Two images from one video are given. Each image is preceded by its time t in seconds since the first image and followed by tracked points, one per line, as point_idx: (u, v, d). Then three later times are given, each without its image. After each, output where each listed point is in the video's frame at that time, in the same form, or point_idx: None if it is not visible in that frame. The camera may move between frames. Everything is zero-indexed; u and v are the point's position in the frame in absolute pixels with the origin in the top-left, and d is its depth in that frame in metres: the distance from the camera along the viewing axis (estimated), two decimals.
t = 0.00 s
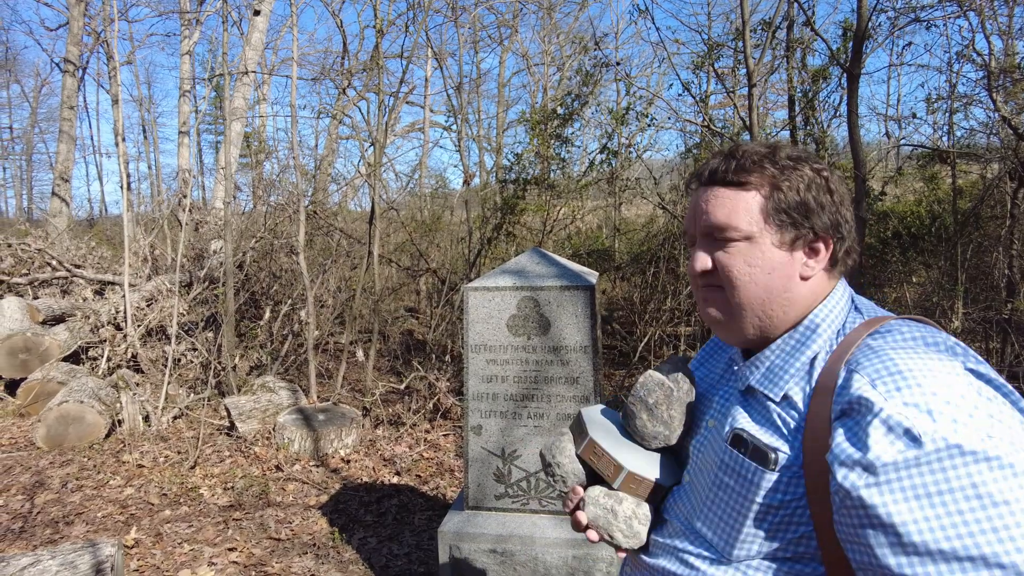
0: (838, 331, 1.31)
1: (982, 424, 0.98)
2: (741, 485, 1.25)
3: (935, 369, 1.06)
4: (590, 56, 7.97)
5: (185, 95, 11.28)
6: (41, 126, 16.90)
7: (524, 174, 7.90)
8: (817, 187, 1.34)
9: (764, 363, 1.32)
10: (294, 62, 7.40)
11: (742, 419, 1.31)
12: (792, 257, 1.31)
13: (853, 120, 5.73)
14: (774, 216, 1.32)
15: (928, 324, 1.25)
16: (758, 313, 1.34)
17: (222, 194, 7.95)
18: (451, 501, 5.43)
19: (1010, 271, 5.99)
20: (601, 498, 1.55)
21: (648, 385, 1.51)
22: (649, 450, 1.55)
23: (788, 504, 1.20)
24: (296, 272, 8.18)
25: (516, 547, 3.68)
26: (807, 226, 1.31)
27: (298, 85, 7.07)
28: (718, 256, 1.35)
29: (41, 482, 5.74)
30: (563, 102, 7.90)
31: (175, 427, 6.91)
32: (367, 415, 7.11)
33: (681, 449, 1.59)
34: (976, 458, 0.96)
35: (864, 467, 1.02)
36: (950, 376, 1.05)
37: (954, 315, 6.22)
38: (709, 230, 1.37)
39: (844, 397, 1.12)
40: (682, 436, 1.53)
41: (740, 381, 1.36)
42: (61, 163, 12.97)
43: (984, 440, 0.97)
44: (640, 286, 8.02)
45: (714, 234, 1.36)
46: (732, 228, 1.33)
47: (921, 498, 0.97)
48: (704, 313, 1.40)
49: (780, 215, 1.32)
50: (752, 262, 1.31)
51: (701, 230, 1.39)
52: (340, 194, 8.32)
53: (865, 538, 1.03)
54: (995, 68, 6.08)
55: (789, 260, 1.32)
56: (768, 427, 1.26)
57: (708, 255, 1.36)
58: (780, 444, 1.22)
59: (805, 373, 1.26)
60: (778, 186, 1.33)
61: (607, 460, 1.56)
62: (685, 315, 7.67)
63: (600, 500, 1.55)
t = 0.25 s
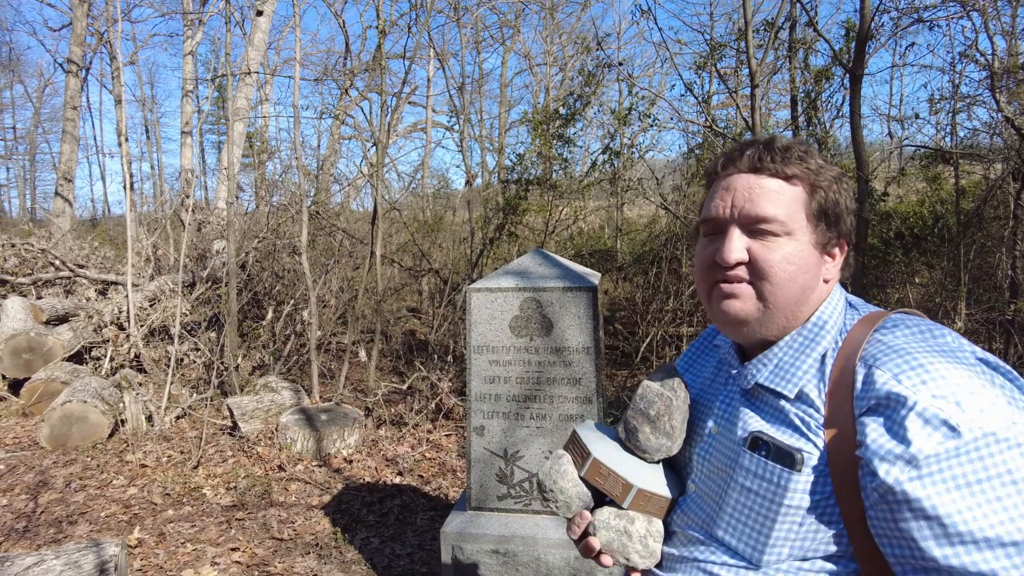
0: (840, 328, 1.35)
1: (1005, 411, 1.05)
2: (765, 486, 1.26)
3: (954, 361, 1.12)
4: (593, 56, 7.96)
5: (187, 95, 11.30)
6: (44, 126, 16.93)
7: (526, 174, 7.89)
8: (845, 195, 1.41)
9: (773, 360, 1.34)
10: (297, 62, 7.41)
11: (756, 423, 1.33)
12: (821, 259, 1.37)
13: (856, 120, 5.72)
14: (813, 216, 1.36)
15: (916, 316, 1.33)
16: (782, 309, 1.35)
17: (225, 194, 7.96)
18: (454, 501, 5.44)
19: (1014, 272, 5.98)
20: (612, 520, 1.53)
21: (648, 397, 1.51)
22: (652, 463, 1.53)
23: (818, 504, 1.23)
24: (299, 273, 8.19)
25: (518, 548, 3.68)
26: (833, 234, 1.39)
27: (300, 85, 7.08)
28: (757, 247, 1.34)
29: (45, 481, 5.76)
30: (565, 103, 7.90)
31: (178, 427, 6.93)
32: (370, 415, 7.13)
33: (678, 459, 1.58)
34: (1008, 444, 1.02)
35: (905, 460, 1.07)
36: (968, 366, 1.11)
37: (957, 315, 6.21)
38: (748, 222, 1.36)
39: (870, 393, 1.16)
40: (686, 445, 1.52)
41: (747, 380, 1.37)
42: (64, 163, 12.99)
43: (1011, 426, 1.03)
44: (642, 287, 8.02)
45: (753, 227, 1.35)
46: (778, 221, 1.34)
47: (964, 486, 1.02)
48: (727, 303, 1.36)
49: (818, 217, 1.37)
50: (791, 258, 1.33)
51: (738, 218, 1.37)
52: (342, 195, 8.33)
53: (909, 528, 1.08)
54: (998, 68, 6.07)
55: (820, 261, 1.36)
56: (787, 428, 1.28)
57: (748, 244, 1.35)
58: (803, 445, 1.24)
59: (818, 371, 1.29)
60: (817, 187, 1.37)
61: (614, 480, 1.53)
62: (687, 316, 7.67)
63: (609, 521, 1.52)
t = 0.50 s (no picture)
0: (850, 333, 1.35)
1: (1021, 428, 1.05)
2: (772, 499, 1.26)
3: (969, 374, 1.11)
4: (595, 57, 7.96)
5: (190, 95, 11.31)
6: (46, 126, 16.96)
7: (528, 174, 7.87)
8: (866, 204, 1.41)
9: (781, 363, 1.34)
10: (299, 63, 7.41)
11: (761, 431, 1.33)
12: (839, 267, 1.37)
13: (858, 121, 5.71)
14: (833, 223, 1.36)
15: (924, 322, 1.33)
16: (794, 316, 1.34)
17: (227, 194, 7.97)
18: (455, 502, 5.44)
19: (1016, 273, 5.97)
20: (607, 530, 1.52)
21: (641, 402, 1.52)
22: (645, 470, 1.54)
23: (826, 519, 1.22)
24: (301, 273, 8.19)
25: (520, 548, 3.68)
26: (851, 245, 1.39)
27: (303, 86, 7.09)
28: (775, 250, 1.33)
29: (47, 481, 5.77)
30: (567, 103, 7.89)
31: (180, 426, 6.94)
32: (372, 416, 7.14)
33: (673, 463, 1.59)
34: None
35: (922, 478, 1.06)
36: (982, 380, 1.11)
37: (959, 316, 6.20)
38: (768, 224, 1.35)
39: (882, 405, 1.15)
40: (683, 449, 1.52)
41: (754, 383, 1.37)
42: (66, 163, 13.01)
43: None
44: (644, 287, 8.02)
45: (772, 230, 1.34)
46: (799, 225, 1.33)
47: (979, 505, 1.02)
48: (738, 306, 1.36)
49: (838, 224, 1.37)
50: (809, 264, 1.32)
51: (758, 219, 1.36)
52: (344, 195, 8.34)
53: (922, 547, 1.07)
54: (1001, 68, 6.05)
55: (836, 270, 1.36)
56: (794, 437, 1.28)
57: (766, 246, 1.34)
58: (811, 457, 1.24)
59: (827, 378, 1.29)
60: (840, 194, 1.38)
61: (608, 489, 1.52)
62: (689, 316, 7.67)
63: (604, 532, 1.52)
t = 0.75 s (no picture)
0: (862, 342, 1.30)
1: None
2: (764, 515, 1.24)
3: (985, 392, 1.05)
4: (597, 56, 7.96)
5: (193, 95, 11.34)
6: (50, 126, 17.03)
7: (530, 174, 7.87)
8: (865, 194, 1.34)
9: (783, 375, 1.32)
10: (302, 62, 7.43)
11: (762, 443, 1.30)
12: (836, 264, 1.31)
13: (861, 121, 5.71)
14: (827, 219, 1.31)
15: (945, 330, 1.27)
16: (791, 322, 1.31)
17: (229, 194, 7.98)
18: (457, 502, 5.45)
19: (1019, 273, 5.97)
20: (602, 541, 1.51)
21: (644, 409, 1.51)
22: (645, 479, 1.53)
23: (824, 540, 1.18)
24: (303, 273, 8.20)
25: (522, 549, 3.68)
26: (855, 240, 1.33)
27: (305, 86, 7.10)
28: (762, 254, 1.30)
29: (51, 480, 5.78)
30: (570, 103, 7.90)
31: (183, 426, 6.95)
32: (373, 415, 7.15)
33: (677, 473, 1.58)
34: None
35: (926, 504, 1.01)
36: (1000, 399, 1.05)
37: (962, 317, 6.20)
38: (756, 227, 1.32)
39: (889, 421, 1.10)
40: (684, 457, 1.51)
41: (757, 394, 1.35)
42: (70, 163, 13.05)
43: None
44: (646, 287, 8.02)
45: (760, 233, 1.31)
46: (785, 226, 1.29)
47: (986, 536, 0.97)
48: (730, 314, 1.34)
49: (834, 219, 1.31)
50: (800, 265, 1.29)
51: (744, 223, 1.33)
52: (346, 195, 8.35)
53: None
54: (1004, 68, 6.04)
55: (835, 267, 1.31)
56: (794, 452, 1.24)
57: (752, 252, 1.31)
58: (810, 473, 1.20)
59: (832, 390, 1.25)
60: (832, 188, 1.31)
61: (606, 498, 1.51)
62: (691, 316, 7.67)
63: (600, 543, 1.51)
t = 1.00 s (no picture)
0: (876, 361, 1.24)
1: None
2: (758, 538, 1.22)
3: (1005, 421, 0.97)
4: (599, 57, 7.97)
5: (195, 95, 11.36)
6: (54, 125, 17.10)
7: (532, 175, 7.86)
8: (871, 203, 1.24)
9: (789, 391, 1.28)
10: (304, 63, 7.44)
11: (764, 463, 1.27)
12: (836, 281, 1.24)
13: (863, 122, 5.70)
14: (824, 233, 1.23)
15: (971, 348, 1.18)
16: (783, 341, 1.28)
17: (232, 194, 7.99)
18: (459, 502, 5.45)
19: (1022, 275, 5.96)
20: (593, 549, 1.52)
21: (643, 416, 1.49)
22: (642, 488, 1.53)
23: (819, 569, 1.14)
24: (305, 273, 8.21)
25: (524, 550, 3.69)
26: (861, 253, 1.24)
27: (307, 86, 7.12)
28: (750, 273, 1.28)
29: (54, 480, 5.80)
30: (572, 103, 7.90)
31: (185, 426, 6.96)
32: (375, 416, 7.15)
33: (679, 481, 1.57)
34: None
35: (928, 542, 0.94)
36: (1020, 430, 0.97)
37: (965, 318, 6.20)
38: (747, 244, 1.29)
39: (894, 447, 1.03)
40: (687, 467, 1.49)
41: (762, 410, 1.32)
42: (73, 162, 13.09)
43: None
44: (648, 288, 8.03)
45: (751, 250, 1.28)
46: (774, 245, 1.25)
47: None
48: (723, 330, 1.35)
49: (832, 233, 1.23)
50: (790, 285, 1.24)
51: (735, 238, 1.31)
52: (348, 195, 8.35)
53: None
54: (1007, 69, 6.02)
55: (832, 284, 1.24)
56: (794, 475, 1.21)
57: (741, 270, 1.29)
58: (809, 498, 1.17)
59: (839, 410, 1.21)
60: (829, 201, 1.23)
61: (599, 506, 1.52)
62: (693, 317, 7.66)
63: (592, 551, 1.52)
